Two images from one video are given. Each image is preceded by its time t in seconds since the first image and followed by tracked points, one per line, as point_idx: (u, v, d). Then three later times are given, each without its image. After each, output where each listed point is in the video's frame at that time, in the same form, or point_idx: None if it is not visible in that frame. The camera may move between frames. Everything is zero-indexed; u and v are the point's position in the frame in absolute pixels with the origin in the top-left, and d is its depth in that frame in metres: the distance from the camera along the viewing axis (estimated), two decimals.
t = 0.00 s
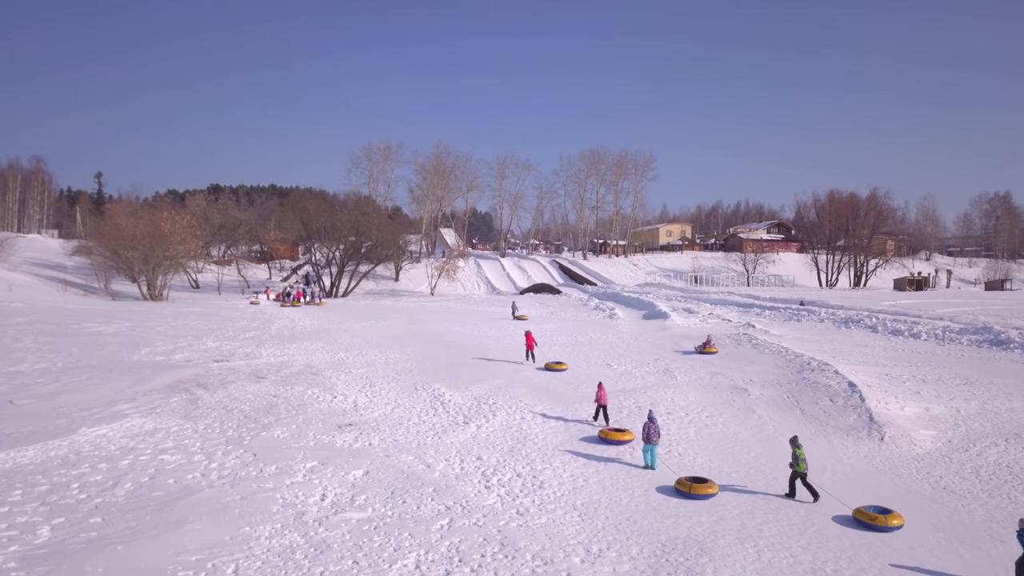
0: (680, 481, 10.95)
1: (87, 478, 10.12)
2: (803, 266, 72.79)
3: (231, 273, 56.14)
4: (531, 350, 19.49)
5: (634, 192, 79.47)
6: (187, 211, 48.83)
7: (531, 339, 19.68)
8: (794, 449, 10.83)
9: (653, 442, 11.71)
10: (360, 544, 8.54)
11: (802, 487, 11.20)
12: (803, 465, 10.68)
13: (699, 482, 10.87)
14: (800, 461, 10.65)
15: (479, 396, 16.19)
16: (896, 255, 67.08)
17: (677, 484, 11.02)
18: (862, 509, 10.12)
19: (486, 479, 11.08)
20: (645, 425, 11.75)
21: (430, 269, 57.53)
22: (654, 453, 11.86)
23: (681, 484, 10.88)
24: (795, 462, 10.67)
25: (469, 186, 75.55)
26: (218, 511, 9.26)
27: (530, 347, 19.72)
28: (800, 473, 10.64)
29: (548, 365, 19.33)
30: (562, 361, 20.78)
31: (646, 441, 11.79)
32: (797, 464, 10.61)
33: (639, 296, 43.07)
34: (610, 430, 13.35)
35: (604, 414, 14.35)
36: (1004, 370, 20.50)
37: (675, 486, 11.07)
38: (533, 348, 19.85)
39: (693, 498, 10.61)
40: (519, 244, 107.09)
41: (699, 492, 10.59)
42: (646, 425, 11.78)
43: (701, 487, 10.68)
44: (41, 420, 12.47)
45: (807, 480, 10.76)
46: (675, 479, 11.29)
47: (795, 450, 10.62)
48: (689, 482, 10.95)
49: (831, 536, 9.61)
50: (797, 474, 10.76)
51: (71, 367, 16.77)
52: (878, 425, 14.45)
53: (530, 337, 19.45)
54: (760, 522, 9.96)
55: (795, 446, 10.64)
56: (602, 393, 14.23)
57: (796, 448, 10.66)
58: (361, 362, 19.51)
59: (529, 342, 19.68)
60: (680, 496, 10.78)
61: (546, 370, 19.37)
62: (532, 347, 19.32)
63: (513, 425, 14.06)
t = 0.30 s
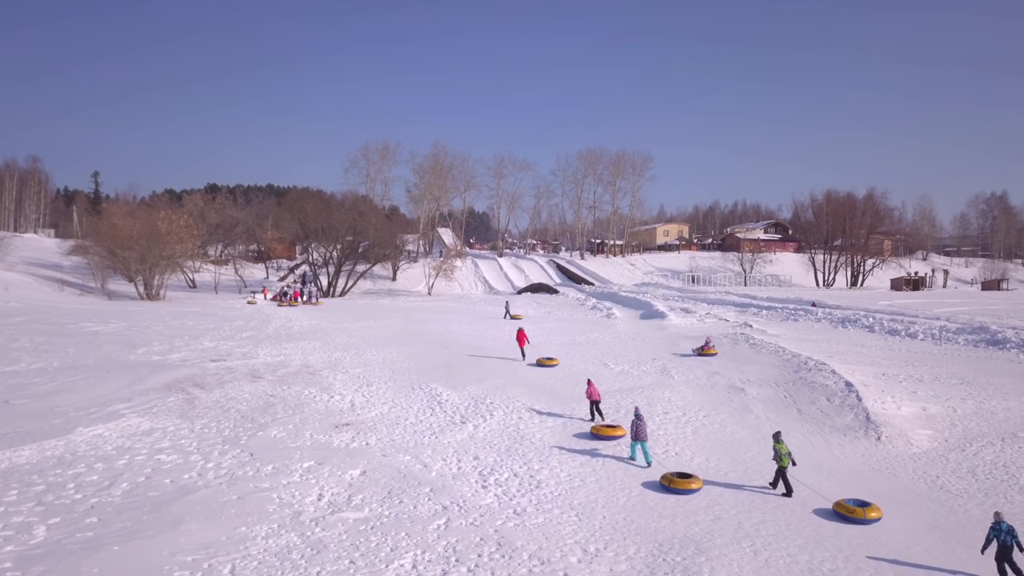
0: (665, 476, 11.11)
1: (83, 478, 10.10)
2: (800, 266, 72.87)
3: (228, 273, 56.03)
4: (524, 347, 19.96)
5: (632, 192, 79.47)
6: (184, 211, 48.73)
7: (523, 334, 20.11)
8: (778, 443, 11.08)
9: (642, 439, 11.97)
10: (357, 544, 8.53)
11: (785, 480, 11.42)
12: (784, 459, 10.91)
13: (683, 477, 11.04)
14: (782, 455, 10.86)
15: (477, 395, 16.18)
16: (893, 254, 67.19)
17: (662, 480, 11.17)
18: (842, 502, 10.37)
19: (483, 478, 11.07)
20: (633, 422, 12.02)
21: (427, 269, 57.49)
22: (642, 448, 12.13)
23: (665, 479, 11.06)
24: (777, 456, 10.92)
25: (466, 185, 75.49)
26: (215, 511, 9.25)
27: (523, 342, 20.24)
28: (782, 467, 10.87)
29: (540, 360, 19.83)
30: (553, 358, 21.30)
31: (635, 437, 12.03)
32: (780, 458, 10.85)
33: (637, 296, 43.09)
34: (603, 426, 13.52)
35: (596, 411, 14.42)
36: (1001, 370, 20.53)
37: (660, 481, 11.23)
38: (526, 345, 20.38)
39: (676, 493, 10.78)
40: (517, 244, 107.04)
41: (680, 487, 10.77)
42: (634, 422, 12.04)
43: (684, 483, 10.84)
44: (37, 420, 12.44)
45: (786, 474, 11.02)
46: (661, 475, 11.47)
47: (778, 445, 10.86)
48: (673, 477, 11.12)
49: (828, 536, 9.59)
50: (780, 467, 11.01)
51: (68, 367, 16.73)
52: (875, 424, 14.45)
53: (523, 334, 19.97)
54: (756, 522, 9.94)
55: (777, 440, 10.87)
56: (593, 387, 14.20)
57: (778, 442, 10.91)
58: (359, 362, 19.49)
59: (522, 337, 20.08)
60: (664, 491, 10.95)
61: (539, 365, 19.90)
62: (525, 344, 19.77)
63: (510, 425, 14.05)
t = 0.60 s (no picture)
0: (651, 472, 11.25)
1: (79, 478, 10.07)
2: (797, 266, 72.92)
3: (225, 273, 55.94)
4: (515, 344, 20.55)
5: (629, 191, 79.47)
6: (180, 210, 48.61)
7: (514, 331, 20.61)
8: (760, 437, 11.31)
9: (632, 431, 12.31)
10: (353, 543, 8.53)
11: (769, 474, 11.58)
12: (767, 453, 11.15)
13: (670, 473, 11.17)
14: (766, 449, 11.08)
15: (474, 395, 16.18)
16: (890, 254, 67.27)
17: (648, 475, 11.32)
18: (821, 496, 10.54)
19: (480, 478, 11.06)
20: (623, 415, 12.31)
21: (425, 268, 57.44)
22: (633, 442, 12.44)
23: (650, 475, 11.21)
24: (760, 450, 11.15)
25: (464, 185, 75.46)
26: (211, 511, 9.23)
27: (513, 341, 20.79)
28: (764, 460, 11.12)
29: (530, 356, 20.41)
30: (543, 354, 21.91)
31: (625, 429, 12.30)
32: (763, 452, 11.08)
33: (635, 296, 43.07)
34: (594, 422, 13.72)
35: (588, 409, 14.56)
36: (998, 370, 20.57)
37: (646, 477, 11.39)
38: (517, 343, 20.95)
39: (661, 488, 10.93)
40: (515, 244, 107.06)
41: (665, 482, 10.92)
42: (624, 415, 12.33)
43: (669, 478, 10.99)
44: (33, 420, 12.41)
45: (769, 467, 11.26)
46: (648, 470, 11.64)
47: (761, 439, 11.08)
48: (660, 473, 11.27)
49: (825, 535, 9.61)
50: (761, 461, 11.25)
51: (63, 366, 16.68)
52: (872, 424, 14.46)
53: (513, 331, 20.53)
54: (754, 522, 9.93)
55: (760, 434, 11.08)
56: (586, 384, 14.27)
57: (762, 436, 11.09)
58: (355, 362, 19.47)
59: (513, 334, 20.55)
60: (651, 486, 11.07)
61: (527, 361, 20.45)
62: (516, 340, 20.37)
63: (507, 425, 14.05)
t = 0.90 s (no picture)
0: (638, 467, 11.47)
1: (74, 478, 10.05)
2: (794, 265, 72.98)
3: (222, 272, 55.84)
4: (506, 341, 21.18)
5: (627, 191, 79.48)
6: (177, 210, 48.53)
7: (506, 329, 21.13)
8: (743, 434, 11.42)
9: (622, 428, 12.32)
10: (349, 543, 8.51)
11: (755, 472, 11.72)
12: (750, 450, 11.26)
13: (656, 469, 11.43)
14: (748, 446, 11.22)
15: (471, 395, 16.18)
16: (887, 254, 67.36)
17: (636, 471, 11.55)
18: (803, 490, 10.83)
19: (477, 478, 11.05)
20: (614, 412, 12.41)
21: (422, 268, 57.41)
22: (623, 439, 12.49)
23: (638, 470, 11.44)
24: (742, 446, 11.26)
25: (461, 185, 75.38)
26: (207, 510, 9.22)
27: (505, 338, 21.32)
28: (747, 457, 11.22)
29: (520, 353, 20.97)
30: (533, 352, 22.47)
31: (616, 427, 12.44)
32: (745, 449, 11.20)
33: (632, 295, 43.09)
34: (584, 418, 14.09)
35: (577, 404, 14.97)
36: (995, 370, 20.59)
37: (634, 472, 11.58)
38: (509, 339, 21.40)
39: (650, 484, 11.16)
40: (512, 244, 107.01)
41: (653, 477, 11.17)
42: (616, 411, 12.41)
43: (657, 473, 11.23)
44: (28, 420, 12.37)
45: (754, 465, 11.38)
46: (635, 466, 11.86)
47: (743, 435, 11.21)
48: (647, 469, 11.50)
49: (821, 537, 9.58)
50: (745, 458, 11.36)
51: (59, 366, 16.64)
52: (868, 424, 14.46)
53: (505, 328, 20.98)
54: (750, 522, 9.94)
55: (743, 431, 11.21)
56: (577, 380, 14.88)
57: (745, 433, 11.21)
58: (352, 362, 19.44)
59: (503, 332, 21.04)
60: (638, 481, 11.31)
61: (516, 357, 21.02)
62: (508, 338, 20.93)
63: (504, 424, 14.04)
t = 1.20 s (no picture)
0: (626, 460, 11.63)
1: (70, 475, 10.03)
2: (792, 265, 73.04)
3: (220, 271, 55.78)
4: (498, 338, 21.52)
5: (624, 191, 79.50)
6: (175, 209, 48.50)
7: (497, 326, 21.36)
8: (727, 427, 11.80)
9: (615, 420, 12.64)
10: (346, 539, 8.51)
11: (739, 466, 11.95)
12: (734, 440, 11.63)
13: (644, 461, 11.57)
14: (732, 438, 11.58)
15: (469, 393, 16.20)
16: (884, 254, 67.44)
17: (624, 463, 11.71)
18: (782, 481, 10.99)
19: (474, 475, 11.05)
20: (607, 406, 12.74)
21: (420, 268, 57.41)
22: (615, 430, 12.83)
23: (627, 463, 11.56)
24: (727, 438, 11.63)
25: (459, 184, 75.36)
26: (204, 507, 9.21)
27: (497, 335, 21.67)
28: (732, 448, 11.60)
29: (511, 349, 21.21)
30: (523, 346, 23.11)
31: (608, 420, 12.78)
32: (730, 440, 11.57)
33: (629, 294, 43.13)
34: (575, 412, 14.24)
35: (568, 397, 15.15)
36: (992, 368, 20.63)
37: (623, 465, 11.75)
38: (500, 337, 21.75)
39: (638, 476, 11.29)
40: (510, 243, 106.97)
41: (643, 470, 11.28)
42: (608, 405, 12.77)
43: (646, 466, 11.37)
44: (24, 416, 12.36)
45: (735, 456, 11.71)
46: (623, 458, 12.02)
47: (727, 428, 11.59)
48: (635, 461, 11.63)
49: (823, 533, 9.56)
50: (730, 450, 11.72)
51: (56, 363, 16.65)
52: (865, 422, 14.49)
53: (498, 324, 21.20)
54: (747, 518, 9.95)
55: (727, 423, 11.56)
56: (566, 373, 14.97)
57: (729, 425, 11.60)
58: (350, 360, 19.48)
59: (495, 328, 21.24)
60: (626, 474, 11.46)
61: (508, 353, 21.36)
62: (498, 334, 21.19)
63: (501, 421, 14.07)
